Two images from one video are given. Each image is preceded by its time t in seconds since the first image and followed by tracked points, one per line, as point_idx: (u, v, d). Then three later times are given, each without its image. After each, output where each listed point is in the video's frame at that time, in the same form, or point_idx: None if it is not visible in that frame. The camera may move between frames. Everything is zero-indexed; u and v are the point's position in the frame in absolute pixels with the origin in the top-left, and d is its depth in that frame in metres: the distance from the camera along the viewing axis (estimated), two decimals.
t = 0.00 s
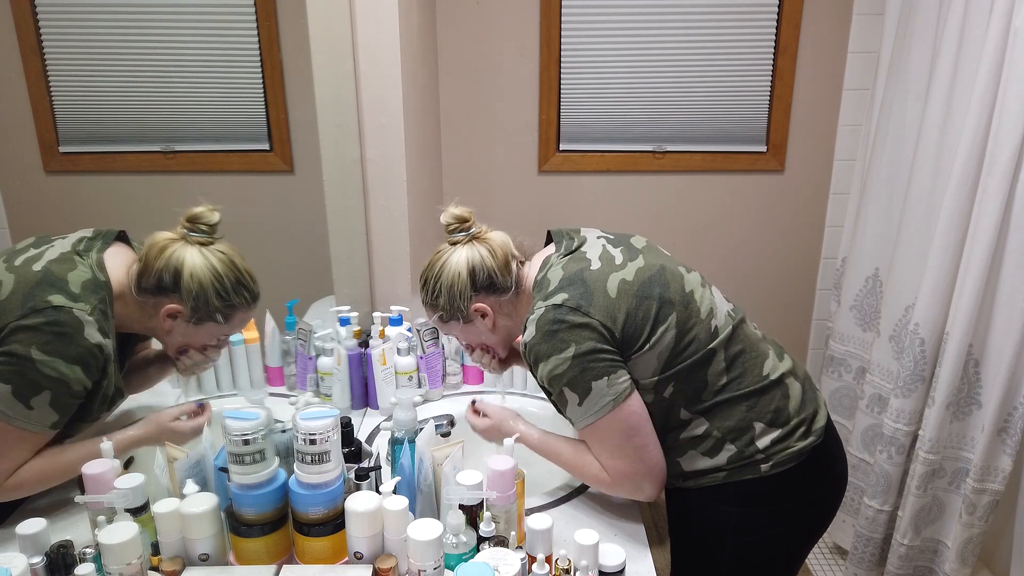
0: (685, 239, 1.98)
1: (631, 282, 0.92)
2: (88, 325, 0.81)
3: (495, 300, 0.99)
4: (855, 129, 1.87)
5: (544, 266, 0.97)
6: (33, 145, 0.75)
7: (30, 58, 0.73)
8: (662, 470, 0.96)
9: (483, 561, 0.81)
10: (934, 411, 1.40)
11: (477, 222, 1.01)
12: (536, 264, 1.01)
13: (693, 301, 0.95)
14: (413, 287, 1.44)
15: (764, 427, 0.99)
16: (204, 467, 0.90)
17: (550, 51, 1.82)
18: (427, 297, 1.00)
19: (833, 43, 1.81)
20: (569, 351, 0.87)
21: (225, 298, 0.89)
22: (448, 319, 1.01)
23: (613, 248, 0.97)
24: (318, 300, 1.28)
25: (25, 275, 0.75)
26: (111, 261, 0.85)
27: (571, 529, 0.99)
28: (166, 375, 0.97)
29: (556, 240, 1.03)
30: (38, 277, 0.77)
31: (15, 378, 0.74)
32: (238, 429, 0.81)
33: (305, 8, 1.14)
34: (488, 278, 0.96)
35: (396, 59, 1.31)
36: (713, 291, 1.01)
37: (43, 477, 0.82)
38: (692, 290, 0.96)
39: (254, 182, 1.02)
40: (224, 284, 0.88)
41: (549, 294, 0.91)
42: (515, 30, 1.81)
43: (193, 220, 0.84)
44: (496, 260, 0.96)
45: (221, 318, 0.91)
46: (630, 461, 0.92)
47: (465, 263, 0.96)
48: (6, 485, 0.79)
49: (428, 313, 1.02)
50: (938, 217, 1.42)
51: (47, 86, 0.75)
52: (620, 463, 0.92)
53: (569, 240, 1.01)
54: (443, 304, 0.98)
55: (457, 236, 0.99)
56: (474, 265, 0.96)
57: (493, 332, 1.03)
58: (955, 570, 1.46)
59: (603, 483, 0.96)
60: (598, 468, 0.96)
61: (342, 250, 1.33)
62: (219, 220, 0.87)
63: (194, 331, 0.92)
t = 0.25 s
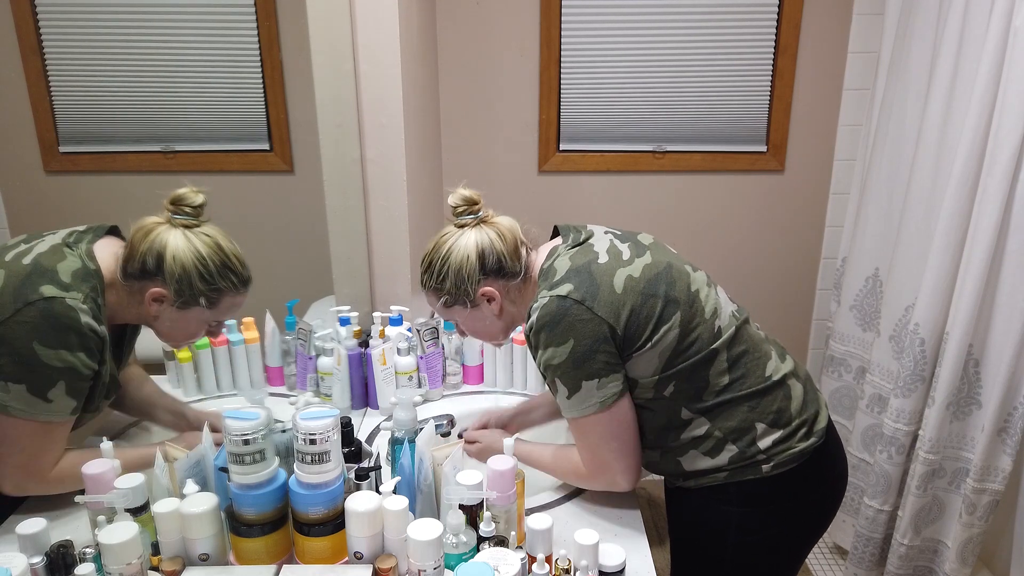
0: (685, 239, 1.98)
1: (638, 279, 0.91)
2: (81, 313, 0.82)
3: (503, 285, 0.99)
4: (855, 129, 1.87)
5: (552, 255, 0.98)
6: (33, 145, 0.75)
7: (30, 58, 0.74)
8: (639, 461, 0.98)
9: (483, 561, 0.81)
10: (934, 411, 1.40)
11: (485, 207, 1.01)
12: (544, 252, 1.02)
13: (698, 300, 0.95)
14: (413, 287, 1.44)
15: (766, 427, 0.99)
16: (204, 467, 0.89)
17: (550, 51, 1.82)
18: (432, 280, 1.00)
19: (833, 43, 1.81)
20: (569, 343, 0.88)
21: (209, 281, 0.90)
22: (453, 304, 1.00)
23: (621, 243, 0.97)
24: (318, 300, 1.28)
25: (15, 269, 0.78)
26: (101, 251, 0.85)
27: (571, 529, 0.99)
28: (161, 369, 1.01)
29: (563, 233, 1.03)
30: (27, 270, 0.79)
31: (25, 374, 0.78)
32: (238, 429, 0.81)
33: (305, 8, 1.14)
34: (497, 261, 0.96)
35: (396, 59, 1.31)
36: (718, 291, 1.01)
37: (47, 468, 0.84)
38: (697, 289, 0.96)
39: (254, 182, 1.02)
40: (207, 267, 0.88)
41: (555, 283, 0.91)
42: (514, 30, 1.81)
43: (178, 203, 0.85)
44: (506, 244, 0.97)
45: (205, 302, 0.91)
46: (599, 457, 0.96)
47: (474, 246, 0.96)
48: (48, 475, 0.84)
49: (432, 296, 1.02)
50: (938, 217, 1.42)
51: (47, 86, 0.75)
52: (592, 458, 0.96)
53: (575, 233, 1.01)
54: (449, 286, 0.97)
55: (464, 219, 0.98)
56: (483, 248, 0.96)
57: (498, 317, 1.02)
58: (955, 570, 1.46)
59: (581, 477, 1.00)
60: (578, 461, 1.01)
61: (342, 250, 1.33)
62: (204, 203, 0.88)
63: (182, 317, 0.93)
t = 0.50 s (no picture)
0: (685, 239, 1.98)
1: (643, 277, 0.91)
2: (79, 310, 0.82)
3: (509, 276, 0.99)
4: (855, 129, 1.87)
5: (558, 251, 0.98)
6: (33, 144, 0.75)
7: (30, 58, 0.74)
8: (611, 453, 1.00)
9: (483, 561, 0.81)
10: (933, 411, 1.40)
11: (489, 199, 1.01)
12: (550, 246, 1.03)
13: (703, 299, 0.95)
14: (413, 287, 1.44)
15: (768, 428, 0.99)
16: (204, 467, 0.89)
17: (550, 51, 1.82)
18: (437, 273, 0.99)
19: (833, 43, 1.81)
20: (569, 341, 0.88)
21: (200, 274, 0.89)
22: (459, 296, 1.00)
23: (627, 240, 0.97)
24: (318, 300, 1.28)
25: (8, 267, 0.75)
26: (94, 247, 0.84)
27: (571, 528, 0.99)
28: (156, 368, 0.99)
29: (569, 231, 1.03)
30: (19, 268, 0.76)
31: (43, 374, 0.80)
32: (238, 429, 0.81)
33: (305, 8, 1.14)
34: (503, 252, 0.97)
35: (396, 59, 1.31)
36: (723, 290, 1.01)
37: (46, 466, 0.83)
38: (702, 288, 0.96)
39: (255, 182, 1.02)
40: (198, 260, 0.87)
41: (559, 280, 0.90)
42: (515, 30, 1.81)
43: (171, 193, 0.84)
44: (512, 234, 0.97)
45: (194, 295, 0.90)
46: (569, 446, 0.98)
47: (481, 236, 0.96)
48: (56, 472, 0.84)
49: (438, 289, 1.01)
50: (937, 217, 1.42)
51: (47, 85, 0.75)
52: (565, 448, 0.98)
53: (581, 230, 1.02)
54: (455, 278, 0.97)
55: (469, 210, 0.99)
56: (490, 238, 0.96)
57: (505, 310, 1.02)
58: (955, 570, 1.46)
59: (551, 469, 1.01)
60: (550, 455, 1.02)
61: (342, 250, 1.33)
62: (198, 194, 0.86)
63: (173, 309, 0.91)
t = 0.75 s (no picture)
0: (685, 239, 1.98)
1: (644, 279, 0.91)
2: (77, 313, 0.83)
3: (510, 277, 0.99)
4: (855, 129, 1.87)
5: (558, 253, 0.97)
6: (33, 144, 0.75)
7: (30, 58, 0.74)
8: (605, 454, 1.00)
9: (483, 561, 0.81)
10: (933, 411, 1.40)
11: (489, 200, 1.01)
12: (551, 248, 1.03)
13: (703, 299, 0.95)
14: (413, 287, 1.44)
15: (769, 428, 0.99)
16: (204, 467, 0.89)
17: (550, 51, 1.82)
18: (438, 274, 0.99)
19: (833, 43, 1.81)
20: (568, 344, 0.88)
21: (199, 275, 0.89)
22: (460, 298, 1.00)
23: (628, 240, 0.97)
24: (318, 300, 1.28)
25: (7, 269, 0.75)
26: (94, 248, 0.85)
27: (571, 528, 0.99)
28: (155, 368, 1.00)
29: (569, 232, 1.03)
30: (18, 270, 0.77)
31: (44, 378, 0.80)
32: (237, 429, 0.81)
33: (305, 8, 1.14)
34: (504, 253, 0.97)
35: (396, 59, 1.31)
36: (724, 290, 1.01)
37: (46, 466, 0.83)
38: (703, 288, 0.96)
39: (255, 182, 1.02)
40: (198, 261, 0.88)
41: (560, 284, 0.90)
42: (515, 29, 1.81)
43: (170, 195, 0.85)
44: (512, 235, 0.97)
45: (195, 297, 0.90)
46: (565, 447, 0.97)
47: (481, 237, 0.96)
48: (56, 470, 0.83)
49: (438, 292, 1.02)
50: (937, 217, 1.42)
51: (47, 86, 0.75)
52: (561, 449, 0.98)
53: (580, 232, 1.02)
54: (456, 279, 0.97)
55: (468, 211, 0.99)
56: (490, 239, 0.96)
57: (506, 311, 1.02)
58: (955, 570, 1.46)
59: (545, 470, 1.01)
60: (544, 455, 1.01)
61: (342, 250, 1.33)
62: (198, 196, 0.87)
63: (172, 311, 0.91)
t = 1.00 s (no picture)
0: (685, 239, 1.98)
1: (644, 279, 0.91)
2: (77, 312, 0.82)
3: (510, 277, 0.99)
4: (855, 129, 1.87)
5: (558, 253, 0.97)
6: (33, 144, 0.75)
7: (30, 58, 0.74)
8: (604, 454, 1.00)
9: (483, 561, 0.81)
10: (933, 411, 1.40)
11: (488, 200, 1.01)
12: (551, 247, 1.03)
13: (704, 299, 0.95)
14: (413, 287, 1.44)
15: (769, 428, 0.99)
16: (204, 467, 0.89)
17: (550, 51, 1.82)
18: (438, 275, 0.99)
19: (833, 43, 1.81)
20: (567, 344, 0.88)
21: (198, 276, 0.88)
22: (461, 299, 1.00)
23: (628, 240, 0.97)
24: (318, 300, 1.27)
25: (6, 269, 0.75)
26: (93, 249, 0.85)
27: (571, 528, 0.99)
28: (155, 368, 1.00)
29: (569, 232, 1.03)
30: (18, 270, 0.76)
31: (44, 378, 0.80)
32: (238, 429, 0.81)
33: (305, 8, 1.14)
34: (504, 254, 0.97)
35: (396, 59, 1.31)
36: (725, 290, 1.01)
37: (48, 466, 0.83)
38: (703, 288, 0.96)
39: (255, 182, 1.02)
40: (196, 262, 0.87)
41: (559, 284, 0.90)
42: (515, 30, 1.81)
43: (170, 195, 0.84)
44: (511, 235, 0.97)
45: (192, 299, 0.90)
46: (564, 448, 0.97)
47: (480, 238, 0.96)
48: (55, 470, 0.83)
49: (438, 293, 1.01)
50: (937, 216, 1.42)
51: (47, 86, 0.75)
52: (560, 449, 0.98)
53: (580, 232, 1.02)
54: (456, 280, 0.97)
55: (468, 212, 0.99)
56: (489, 240, 0.96)
57: (506, 311, 1.02)
58: (955, 570, 1.46)
59: (544, 470, 1.01)
60: (542, 455, 1.01)
61: (342, 250, 1.33)
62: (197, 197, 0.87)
63: (170, 312, 0.90)
